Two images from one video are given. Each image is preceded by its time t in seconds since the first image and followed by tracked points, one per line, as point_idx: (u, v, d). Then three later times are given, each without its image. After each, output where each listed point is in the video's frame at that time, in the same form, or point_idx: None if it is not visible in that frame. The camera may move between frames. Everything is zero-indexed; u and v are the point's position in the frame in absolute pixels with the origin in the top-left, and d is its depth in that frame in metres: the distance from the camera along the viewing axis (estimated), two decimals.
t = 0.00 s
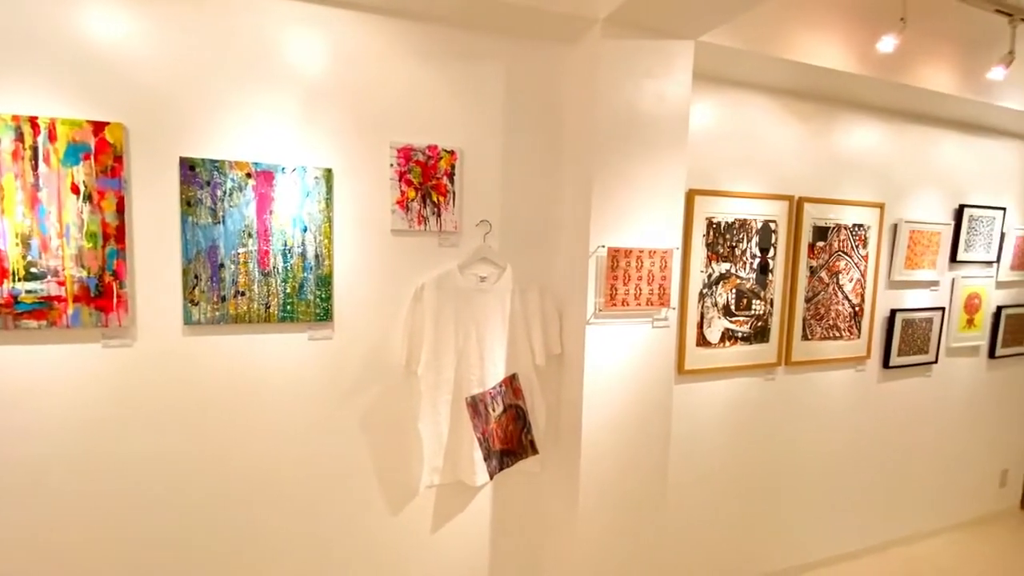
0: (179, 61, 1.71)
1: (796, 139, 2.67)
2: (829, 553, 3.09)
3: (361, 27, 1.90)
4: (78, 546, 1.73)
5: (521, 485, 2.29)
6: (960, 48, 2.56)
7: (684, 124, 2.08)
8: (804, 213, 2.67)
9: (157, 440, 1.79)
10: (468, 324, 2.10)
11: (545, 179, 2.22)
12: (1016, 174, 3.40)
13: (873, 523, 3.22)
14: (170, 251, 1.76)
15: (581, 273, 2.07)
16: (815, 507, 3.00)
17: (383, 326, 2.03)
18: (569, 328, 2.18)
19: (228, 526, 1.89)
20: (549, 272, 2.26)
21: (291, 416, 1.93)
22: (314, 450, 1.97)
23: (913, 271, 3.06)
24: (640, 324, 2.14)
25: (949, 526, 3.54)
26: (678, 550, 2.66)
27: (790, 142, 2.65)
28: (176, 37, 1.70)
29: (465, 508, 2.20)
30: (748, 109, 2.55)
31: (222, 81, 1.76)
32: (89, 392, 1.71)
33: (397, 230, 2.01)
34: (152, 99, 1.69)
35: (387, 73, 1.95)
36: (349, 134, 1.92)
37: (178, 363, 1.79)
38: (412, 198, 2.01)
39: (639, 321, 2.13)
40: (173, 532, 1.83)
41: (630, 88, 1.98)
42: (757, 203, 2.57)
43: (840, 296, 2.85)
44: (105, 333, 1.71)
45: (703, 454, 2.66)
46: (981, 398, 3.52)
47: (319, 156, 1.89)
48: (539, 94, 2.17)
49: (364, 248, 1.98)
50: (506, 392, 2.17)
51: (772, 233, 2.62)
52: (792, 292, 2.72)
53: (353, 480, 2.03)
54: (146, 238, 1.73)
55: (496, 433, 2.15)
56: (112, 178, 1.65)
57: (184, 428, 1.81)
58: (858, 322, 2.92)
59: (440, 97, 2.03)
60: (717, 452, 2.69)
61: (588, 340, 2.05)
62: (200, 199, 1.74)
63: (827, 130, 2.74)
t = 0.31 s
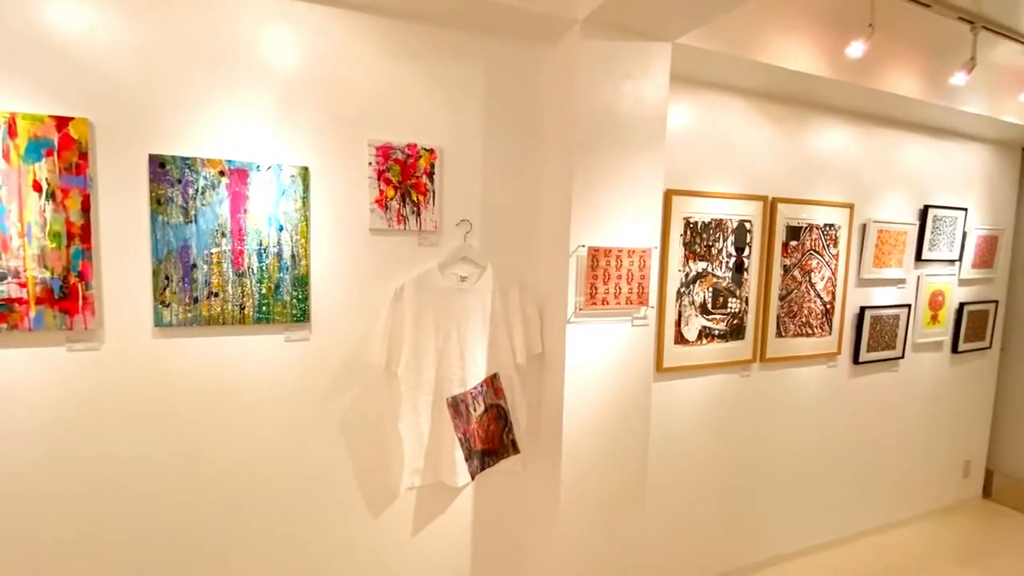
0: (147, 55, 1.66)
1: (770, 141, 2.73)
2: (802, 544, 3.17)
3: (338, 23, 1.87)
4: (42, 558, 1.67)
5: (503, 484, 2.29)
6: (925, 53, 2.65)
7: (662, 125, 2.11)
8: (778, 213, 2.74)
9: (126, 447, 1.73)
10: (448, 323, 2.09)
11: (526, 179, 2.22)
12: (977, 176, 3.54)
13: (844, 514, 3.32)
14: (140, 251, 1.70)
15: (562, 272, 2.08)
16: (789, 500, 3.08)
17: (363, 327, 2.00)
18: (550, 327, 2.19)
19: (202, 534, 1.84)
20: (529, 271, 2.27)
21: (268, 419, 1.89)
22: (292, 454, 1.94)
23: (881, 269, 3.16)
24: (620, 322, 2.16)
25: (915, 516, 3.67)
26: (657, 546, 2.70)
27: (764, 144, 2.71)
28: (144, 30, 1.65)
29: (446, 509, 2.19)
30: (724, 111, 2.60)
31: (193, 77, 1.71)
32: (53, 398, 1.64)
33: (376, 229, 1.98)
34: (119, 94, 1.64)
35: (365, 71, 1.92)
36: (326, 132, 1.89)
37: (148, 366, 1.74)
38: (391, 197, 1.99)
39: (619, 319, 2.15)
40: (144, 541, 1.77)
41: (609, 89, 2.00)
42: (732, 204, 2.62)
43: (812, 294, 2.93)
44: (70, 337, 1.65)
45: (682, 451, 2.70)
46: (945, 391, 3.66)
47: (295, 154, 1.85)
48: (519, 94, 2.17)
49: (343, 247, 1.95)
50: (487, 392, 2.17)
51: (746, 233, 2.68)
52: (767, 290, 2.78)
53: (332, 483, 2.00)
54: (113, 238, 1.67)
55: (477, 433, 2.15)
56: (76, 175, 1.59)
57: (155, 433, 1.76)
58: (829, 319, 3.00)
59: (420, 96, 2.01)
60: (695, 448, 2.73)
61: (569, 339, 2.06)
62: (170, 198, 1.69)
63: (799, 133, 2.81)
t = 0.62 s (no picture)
0: (113, 48, 1.60)
1: (744, 142, 2.79)
2: (776, 536, 3.25)
3: (314, 19, 1.83)
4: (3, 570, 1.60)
5: (484, 485, 2.28)
6: (891, 59, 2.74)
7: (640, 125, 2.13)
8: (752, 213, 2.80)
9: (93, 454, 1.67)
10: (427, 323, 2.07)
11: (505, 178, 2.22)
12: (940, 178, 3.68)
13: (817, 506, 3.41)
14: (106, 252, 1.64)
15: (542, 272, 2.09)
16: (764, 494, 3.15)
17: (340, 327, 1.97)
18: (530, 327, 2.19)
19: (174, 542, 1.79)
20: (510, 271, 2.26)
21: (242, 423, 1.85)
22: (269, 458, 1.89)
23: (850, 268, 3.26)
24: (600, 321, 2.17)
25: (883, 506, 3.79)
26: (636, 542, 2.73)
27: (739, 145, 2.77)
28: (109, 22, 1.59)
29: (426, 511, 2.17)
30: (700, 112, 2.64)
31: (162, 71, 1.65)
32: (13, 404, 1.58)
33: (354, 229, 1.95)
34: (83, 88, 1.58)
35: (342, 67, 1.89)
36: (301, 130, 1.85)
37: (115, 370, 1.68)
38: (369, 196, 1.96)
39: (598, 318, 2.17)
40: (113, 550, 1.72)
41: (588, 89, 2.01)
42: (708, 204, 2.67)
43: (785, 292, 3.00)
44: (32, 341, 1.58)
45: (660, 447, 2.74)
46: (910, 385, 3.79)
47: (269, 152, 1.81)
48: (498, 93, 2.17)
49: (320, 247, 1.91)
50: (468, 392, 2.16)
51: (722, 232, 2.73)
52: (742, 289, 2.84)
53: (309, 488, 1.97)
54: (77, 238, 1.61)
55: (458, 433, 2.14)
56: (38, 172, 1.53)
57: (124, 439, 1.70)
58: (801, 316, 3.08)
59: (398, 94, 1.99)
60: (673, 445, 2.77)
61: (549, 338, 2.07)
62: (139, 196, 1.64)
63: (772, 134, 2.87)
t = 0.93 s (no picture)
0: (69, 38, 1.52)
1: (715, 144, 2.85)
2: (747, 529, 3.33)
3: (285, 12, 1.79)
4: None
5: (461, 486, 2.27)
6: (853, 64, 2.84)
7: (614, 125, 2.16)
8: (723, 213, 2.86)
9: (50, 464, 1.59)
10: (403, 323, 2.05)
11: (481, 178, 2.21)
12: (899, 180, 3.83)
13: (785, 498, 3.51)
14: (63, 252, 1.56)
15: (518, 271, 2.09)
16: (736, 487, 3.23)
17: (313, 329, 1.93)
18: (507, 326, 2.19)
19: (137, 553, 1.72)
20: (487, 270, 2.26)
21: (211, 429, 1.79)
22: (238, 464, 1.84)
23: (816, 266, 3.36)
24: (576, 320, 2.19)
25: (848, 496, 3.93)
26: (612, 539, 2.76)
27: (710, 146, 2.83)
28: (65, 10, 1.52)
29: (402, 514, 2.15)
30: (673, 114, 2.68)
31: (123, 64, 1.59)
32: None
33: (327, 228, 1.92)
34: (37, 79, 1.50)
35: (314, 63, 1.85)
36: (271, 126, 1.80)
37: (74, 376, 1.60)
38: (342, 194, 1.93)
39: (575, 317, 2.18)
40: (71, 564, 1.64)
41: (563, 89, 2.02)
42: (681, 204, 2.72)
43: (755, 290, 3.08)
44: None
45: (635, 444, 2.77)
46: (873, 379, 3.94)
47: (238, 149, 1.76)
48: (474, 91, 2.16)
49: (291, 247, 1.87)
50: (444, 393, 2.15)
51: (694, 232, 2.78)
52: (713, 287, 2.90)
53: (281, 494, 1.92)
54: (31, 237, 1.53)
55: (435, 434, 2.12)
56: None
57: (84, 448, 1.63)
58: (770, 314, 3.17)
59: (372, 91, 1.96)
60: (648, 441, 2.81)
61: (526, 338, 2.07)
62: (98, 193, 1.57)
63: (742, 136, 2.95)
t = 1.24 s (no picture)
0: (24, 27, 1.45)
1: (688, 145, 2.90)
2: (721, 522, 3.41)
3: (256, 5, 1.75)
4: None
5: (440, 487, 2.25)
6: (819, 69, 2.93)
7: (591, 126, 2.17)
8: (696, 213, 2.92)
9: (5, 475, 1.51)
10: (379, 324, 2.02)
11: (458, 176, 2.20)
12: (863, 181, 3.97)
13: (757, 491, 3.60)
14: (18, 251, 1.49)
15: (496, 271, 2.08)
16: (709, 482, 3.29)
17: (287, 330, 1.89)
18: (485, 326, 2.19)
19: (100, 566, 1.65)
20: (464, 270, 2.24)
21: (179, 435, 1.73)
22: (209, 471, 1.78)
23: (786, 265, 3.46)
24: (554, 319, 2.20)
25: (816, 488, 4.06)
26: (590, 535, 2.79)
27: (683, 147, 2.88)
28: None
29: (380, 517, 2.12)
30: (648, 114, 2.72)
31: (84, 55, 1.52)
32: None
33: (300, 227, 1.88)
34: None
35: (286, 58, 1.81)
36: (242, 122, 1.76)
37: (30, 383, 1.53)
38: (316, 193, 1.89)
39: (553, 316, 2.19)
40: None
41: (540, 89, 2.03)
42: (656, 204, 2.76)
43: (727, 288, 3.15)
44: None
45: (612, 442, 2.80)
46: (839, 374, 4.07)
47: (206, 145, 1.71)
48: (450, 90, 2.14)
49: (263, 246, 1.82)
50: (422, 394, 2.13)
51: (669, 231, 2.83)
52: (688, 285, 2.95)
53: (254, 500, 1.87)
54: None
55: (412, 436, 2.10)
56: None
57: (42, 457, 1.55)
58: (742, 311, 3.24)
59: (347, 88, 1.93)
60: (624, 439, 2.85)
61: (505, 337, 2.07)
62: (56, 191, 1.50)
63: (714, 137, 3.01)
